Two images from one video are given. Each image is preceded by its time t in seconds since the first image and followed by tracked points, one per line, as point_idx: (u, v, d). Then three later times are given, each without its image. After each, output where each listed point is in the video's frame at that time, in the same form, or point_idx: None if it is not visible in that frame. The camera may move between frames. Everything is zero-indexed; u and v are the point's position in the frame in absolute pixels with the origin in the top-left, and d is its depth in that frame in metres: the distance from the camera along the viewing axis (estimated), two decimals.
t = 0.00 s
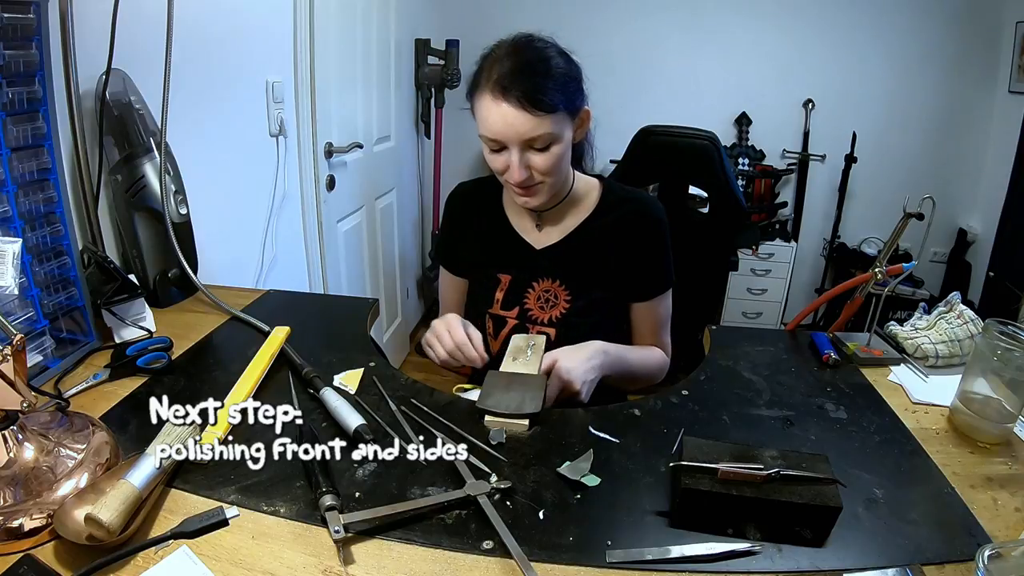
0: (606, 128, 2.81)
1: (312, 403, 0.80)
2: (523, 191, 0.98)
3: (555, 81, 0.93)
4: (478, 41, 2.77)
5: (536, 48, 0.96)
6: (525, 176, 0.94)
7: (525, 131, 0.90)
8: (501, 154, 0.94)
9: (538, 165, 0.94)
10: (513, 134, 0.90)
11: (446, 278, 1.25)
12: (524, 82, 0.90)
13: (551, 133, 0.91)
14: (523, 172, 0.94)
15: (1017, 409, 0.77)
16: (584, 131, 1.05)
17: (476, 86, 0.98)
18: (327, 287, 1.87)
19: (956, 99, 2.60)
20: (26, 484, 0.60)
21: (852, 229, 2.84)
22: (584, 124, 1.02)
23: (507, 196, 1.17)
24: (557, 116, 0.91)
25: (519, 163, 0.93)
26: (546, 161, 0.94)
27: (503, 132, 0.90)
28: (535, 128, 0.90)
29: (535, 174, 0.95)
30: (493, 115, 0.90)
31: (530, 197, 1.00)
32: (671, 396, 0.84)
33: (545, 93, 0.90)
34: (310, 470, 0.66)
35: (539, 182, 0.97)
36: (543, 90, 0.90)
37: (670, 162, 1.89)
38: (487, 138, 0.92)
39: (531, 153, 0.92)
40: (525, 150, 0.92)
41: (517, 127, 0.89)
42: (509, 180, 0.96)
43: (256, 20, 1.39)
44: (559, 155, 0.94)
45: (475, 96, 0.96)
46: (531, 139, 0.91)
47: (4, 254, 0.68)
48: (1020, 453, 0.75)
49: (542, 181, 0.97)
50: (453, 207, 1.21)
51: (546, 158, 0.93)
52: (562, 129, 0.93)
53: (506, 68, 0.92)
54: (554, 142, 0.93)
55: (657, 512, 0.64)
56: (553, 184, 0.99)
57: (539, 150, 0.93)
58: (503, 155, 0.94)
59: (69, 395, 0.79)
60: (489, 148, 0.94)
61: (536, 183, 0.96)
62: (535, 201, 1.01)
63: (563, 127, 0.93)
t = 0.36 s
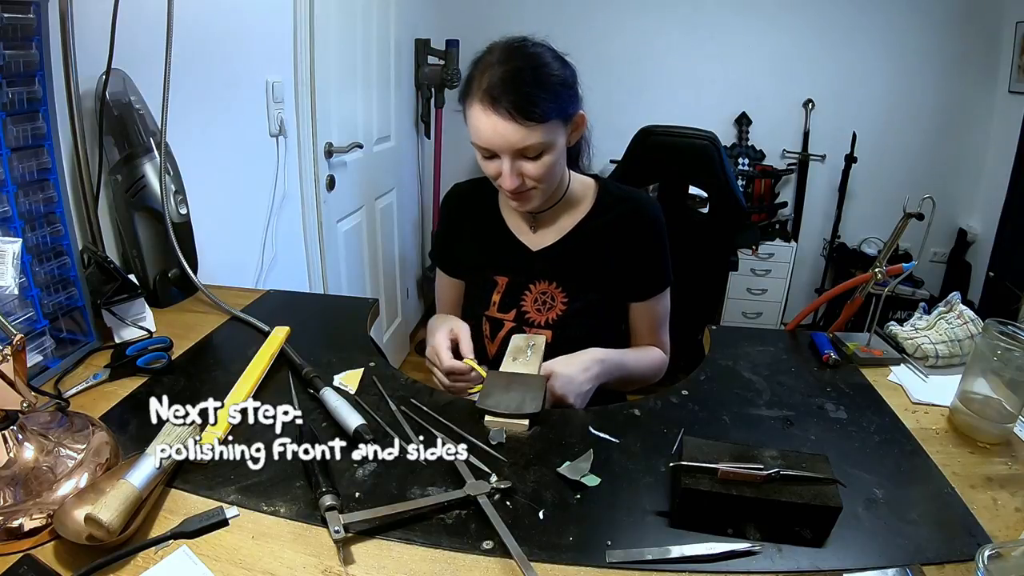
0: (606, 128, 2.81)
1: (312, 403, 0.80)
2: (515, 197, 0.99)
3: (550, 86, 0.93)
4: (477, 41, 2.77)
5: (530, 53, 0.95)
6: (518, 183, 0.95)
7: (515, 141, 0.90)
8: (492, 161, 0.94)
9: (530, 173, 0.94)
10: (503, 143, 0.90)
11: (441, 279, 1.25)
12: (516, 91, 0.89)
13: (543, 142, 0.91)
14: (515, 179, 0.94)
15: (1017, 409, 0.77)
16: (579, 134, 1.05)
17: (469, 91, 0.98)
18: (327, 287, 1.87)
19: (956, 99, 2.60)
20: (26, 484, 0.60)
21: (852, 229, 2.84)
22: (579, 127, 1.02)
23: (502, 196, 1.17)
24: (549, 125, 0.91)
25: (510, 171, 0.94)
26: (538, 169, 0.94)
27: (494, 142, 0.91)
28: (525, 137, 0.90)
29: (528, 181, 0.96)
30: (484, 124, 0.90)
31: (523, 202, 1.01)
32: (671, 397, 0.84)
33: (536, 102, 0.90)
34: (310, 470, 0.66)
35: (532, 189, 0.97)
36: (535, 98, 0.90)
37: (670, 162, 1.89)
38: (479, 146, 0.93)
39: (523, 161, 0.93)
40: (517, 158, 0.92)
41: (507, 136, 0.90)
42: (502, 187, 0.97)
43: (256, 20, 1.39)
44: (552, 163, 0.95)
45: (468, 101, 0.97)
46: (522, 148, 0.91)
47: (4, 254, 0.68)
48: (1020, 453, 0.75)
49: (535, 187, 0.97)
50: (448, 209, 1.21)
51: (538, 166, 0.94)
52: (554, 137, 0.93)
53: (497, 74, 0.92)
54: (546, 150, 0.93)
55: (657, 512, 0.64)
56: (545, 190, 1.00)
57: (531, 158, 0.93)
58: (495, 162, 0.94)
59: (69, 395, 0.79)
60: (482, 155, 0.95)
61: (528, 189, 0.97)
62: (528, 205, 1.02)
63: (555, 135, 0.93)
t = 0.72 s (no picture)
0: (606, 128, 2.81)
1: (312, 403, 0.80)
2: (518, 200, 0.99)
3: (557, 90, 0.92)
4: (477, 41, 2.77)
5: (536, 56, 0.95)
6: (523, 188, 0.95)
7: (523, 147, 0.90)
8: (497, 165, 0.94)
9: (535, 178, 0.95)
10: (511, 149, 0.90)
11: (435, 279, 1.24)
12: (526, 97, 0.89)
13: (549, 148, 0.92)
14: (520, 185, 0.94)
15: (1017, 409, 0.77)
16: (583, 136, 1.05)
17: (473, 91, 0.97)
18: (327, 287, 1.87)
19: (956, 99, 2.60)
20: (26, 484, 0.60)
21: (852, 229, 2.84)
22: (583, 132, 1.03)
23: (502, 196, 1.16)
24: (557, 131, 0.91)
25: (516, 175, 0.94)
26: (543, 174, 0.95)
27: (501, 147, 0.90)
28: (533, 144, 0.90)
29: (532, 185, 0.96)
30: (491, 129, 0.90)
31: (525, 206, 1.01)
32: (671, 396, 0.84)
33: (545, 108, 0.90)
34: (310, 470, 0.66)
35: (535, 193, 0.98)
36: (544, 104, 0.90)
37: (670, 162, 1.89)
38: (485, 149, 0.93)
39: (529, 166, 0.93)
40: (523, 164, 0.93)
41: (515, 142, 0.90)
42: (506, 191, 0.97)
43: (256, 19, 1.39)
44: (557, 168, 0.95)
45: (472, 103, 0.96)
46: (529, 154, 0.91)
47: (4, 254, 0.68)
48: (1020, 452, 0.75)
49: (538, 191, 0.98)
50: (447, 209, 1.20)
51: (544, 171, 0.94)
52: (560, 143, 0.93)
53: (505, 78, 0.91)
54: (552, 156, 0.93)
55: (657, 512, 0.64)
56: (548, 193, 1.00)
57: (537, 164, 0.93)
58: (500, 167, 0.94)
59: (69, 395, 0.79)
60: (487, 159, 0.94)
61: (532, 193, 0.98)
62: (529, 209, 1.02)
63: (561, 141, 0.93)
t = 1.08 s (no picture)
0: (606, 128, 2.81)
1: (312, 403, 0.80)
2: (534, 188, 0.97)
3: (575, 78, 0.93)
4: (477, 41, 2.77)
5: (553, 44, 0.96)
6: (538, 174, 0.94)
7: (543, 128, 0.89)
8: (514, 150, 0.93)
9: (553, 163, 0.94)
10: (530, 130, 0.89)
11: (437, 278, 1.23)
12: (545, 79, 0.90)
13: (568, 132, 0.91)
14: (537, 170, 0.93)
15: (1017, 409, 0.77)
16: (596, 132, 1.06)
17: (489, 80, 0.97)
18: (327, 287, 1.87)
19: (956, 99, 2.60)
20: (26, 484, 0.60)
21: (852, 229, 2.84)
22: (596, 126, 1.03)
23: (510, 198, 1.16)
24: (576, 114, 0.91)
25: (533, 160, 0.92)
26: (560, 160, 0.94)
27: (520, 129, 0.90)
28: (553, 125, 0.89)
29: (549, 172, 0.95)
30: (511, 110, 0.89)
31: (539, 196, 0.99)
32: (671, 396, 0.84)
33: (565, 91, 0.90)
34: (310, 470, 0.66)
35: (551, 180, 0.96)
36: (564, 88, 0.90)
37: (671, 162, 1.89)
38: (502, 131, 0.92)
39: (546, 150, 0.92)
40: (542, 147, 0.91)
41: (535, 123, 0.89)
42: (521, 177, 0.95)
43: (256, 19, 1.39)
44: (573, 155, 0.94)
45: (489, 91, 0.96)
46: (548, 136, 0.90)
47: (4, 254, 0.68)
48: (1020, 453, 0.75)
49: (554, 178, 0.96)
50: (450, 209, 1.21)
51: (562, 156, 0.93)
52: (578, 129, 0.93)
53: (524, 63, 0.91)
54: (570, 140, 0.93)
55: (657, 512, 0.64)
56: (563, 183, 0.99)
57: (554, 148, 0.92)
58: (517, 151, 0.93)
59: (69, 395, 0.79)
60: (503, 142, 0.93)
61: (548, 180, 0.96)
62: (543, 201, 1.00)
63: (579, 126, 0.93)
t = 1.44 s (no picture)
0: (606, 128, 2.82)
1: (312, 403, 0.80)
2: (543, 150, 0.98)
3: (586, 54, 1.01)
4: (477, 41, 2.77)
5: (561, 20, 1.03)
6: (552, 131, 0.96)
7: (558, 81, 0.96)
8: (529, 107, 0.98)
9: (565, 124, 0.97)
10: (547, 81, 0.96)
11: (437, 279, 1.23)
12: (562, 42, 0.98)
13: (580, 91, 0.97)
14: (550, 124, 0.96)
15: (1017, 409, 0.77)
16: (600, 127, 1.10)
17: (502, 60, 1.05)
18: (327, 287, 1.87)
19: (956, 99, 2.60)
20: (26, 484, 0.60)
21: (852, 229, 2.84)
22: (602, 120, 1.08)
23: (511, 196, 1.16)
24: (585, 76, 0.98)
25: (546, 115, 0.96)
26: (572, 122, 0.97)
27: (537, 81, 0.96)
28: (568, 79, 0.96)
29: (560, 133, 0.97)
30: (530, 65, 0.96)
31: (547, 163, 1.00)
32: (671, 396, 0.84)
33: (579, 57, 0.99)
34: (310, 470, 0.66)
35: (561, 143, 0.98)
36: (574, 51, 0.98)
37: (671, 162, 1.89)
38: (519, 86, 0.97)
39: (559, 107, 0.97)
40: (556, 103, 0.97)
41: (552, 75, 0.96)
42: (533, 135, 0.97)
43: (256, 19, 1.40)
44: (584, 118, 0.98)
45: (502, 67, 1.03)
46: (562, 91, 0.97)
47: (4, 254, 0.68)
48: (1020, 453, 0.75)
49: (564, 143, 0.98)
50: (450, 210, 1.21)
51: (573, 117, 0.97)
52: (589, 95, 0.99)
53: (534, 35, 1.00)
54: (582, 102, 0.98)
55: (657, 512, 0.64)
56: (572, 153, 1.00)
57: (567, 107, 0.97)
58: (531, 109, 0.97)
59: (69, 395, 0.79)
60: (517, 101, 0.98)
61: (558, 143, 0.98)
62: (551, 169, 1.00)
63: (590, 92, 0.99)
